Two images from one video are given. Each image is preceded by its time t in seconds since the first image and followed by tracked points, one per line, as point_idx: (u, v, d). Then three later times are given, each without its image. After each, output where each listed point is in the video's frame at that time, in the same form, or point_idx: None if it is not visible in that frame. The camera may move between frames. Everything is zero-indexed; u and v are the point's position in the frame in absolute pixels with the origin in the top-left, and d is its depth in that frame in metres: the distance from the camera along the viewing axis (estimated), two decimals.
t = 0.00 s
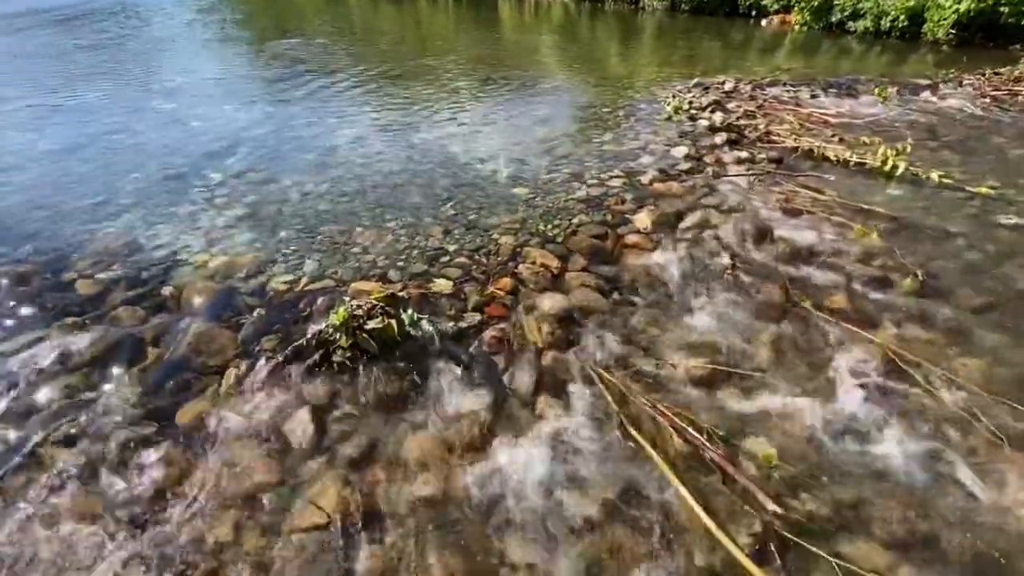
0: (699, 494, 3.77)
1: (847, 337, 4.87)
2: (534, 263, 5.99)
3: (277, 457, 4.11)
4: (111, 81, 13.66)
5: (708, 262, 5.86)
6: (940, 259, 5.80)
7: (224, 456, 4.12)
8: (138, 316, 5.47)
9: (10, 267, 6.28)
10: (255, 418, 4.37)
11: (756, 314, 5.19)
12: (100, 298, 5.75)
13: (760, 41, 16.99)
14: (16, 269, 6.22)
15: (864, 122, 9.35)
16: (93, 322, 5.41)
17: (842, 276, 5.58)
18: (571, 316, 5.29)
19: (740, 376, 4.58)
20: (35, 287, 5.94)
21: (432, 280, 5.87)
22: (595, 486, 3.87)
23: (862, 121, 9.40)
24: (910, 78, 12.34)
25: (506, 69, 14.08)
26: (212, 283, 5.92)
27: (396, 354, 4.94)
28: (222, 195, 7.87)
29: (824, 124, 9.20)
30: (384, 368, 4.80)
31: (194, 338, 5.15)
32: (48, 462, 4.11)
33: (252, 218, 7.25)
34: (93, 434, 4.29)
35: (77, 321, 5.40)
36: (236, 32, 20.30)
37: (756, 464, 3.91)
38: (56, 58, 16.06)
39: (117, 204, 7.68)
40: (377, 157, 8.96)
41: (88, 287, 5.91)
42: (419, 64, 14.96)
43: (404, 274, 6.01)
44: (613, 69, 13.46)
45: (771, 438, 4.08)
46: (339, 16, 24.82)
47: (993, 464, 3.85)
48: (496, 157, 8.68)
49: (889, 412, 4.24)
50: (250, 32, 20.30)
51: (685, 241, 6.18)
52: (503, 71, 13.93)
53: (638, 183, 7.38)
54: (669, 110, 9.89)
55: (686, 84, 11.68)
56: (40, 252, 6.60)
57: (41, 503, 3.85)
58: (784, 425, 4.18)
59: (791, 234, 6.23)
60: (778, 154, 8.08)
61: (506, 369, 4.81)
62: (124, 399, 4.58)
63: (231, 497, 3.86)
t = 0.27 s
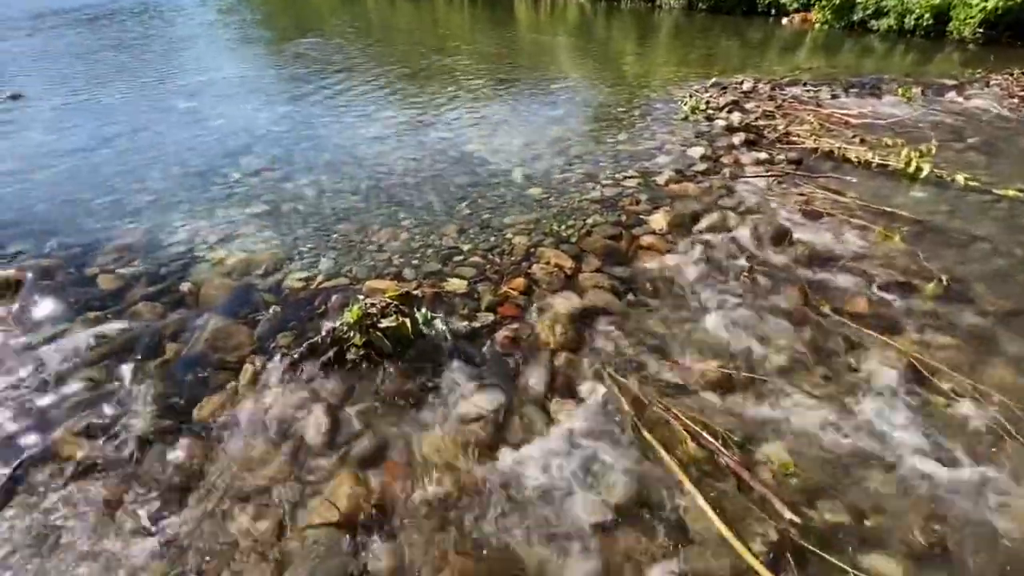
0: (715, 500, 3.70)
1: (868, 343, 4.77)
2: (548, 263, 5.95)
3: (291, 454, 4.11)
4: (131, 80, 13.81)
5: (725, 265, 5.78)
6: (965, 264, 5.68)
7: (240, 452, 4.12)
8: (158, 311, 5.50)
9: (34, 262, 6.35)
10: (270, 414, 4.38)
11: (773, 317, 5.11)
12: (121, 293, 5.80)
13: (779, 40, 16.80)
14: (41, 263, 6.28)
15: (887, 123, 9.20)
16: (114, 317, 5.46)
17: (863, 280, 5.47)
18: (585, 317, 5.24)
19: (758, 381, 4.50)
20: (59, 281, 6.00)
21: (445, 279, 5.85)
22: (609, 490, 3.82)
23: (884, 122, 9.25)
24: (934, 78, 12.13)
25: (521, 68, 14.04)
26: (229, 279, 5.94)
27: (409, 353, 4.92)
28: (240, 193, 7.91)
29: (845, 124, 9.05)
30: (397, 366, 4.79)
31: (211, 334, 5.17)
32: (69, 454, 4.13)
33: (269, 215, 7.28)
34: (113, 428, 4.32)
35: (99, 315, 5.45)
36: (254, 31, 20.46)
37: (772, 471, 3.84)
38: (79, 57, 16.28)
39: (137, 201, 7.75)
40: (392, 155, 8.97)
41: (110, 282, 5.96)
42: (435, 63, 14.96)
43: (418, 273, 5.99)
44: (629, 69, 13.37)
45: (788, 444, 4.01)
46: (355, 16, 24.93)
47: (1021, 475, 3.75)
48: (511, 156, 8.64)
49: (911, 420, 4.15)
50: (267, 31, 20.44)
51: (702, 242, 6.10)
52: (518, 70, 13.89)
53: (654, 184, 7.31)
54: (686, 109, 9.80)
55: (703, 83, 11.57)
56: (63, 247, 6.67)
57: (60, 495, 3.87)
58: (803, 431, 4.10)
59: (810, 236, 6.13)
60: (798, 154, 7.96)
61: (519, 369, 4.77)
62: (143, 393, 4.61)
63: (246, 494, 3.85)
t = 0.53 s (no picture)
0: (734, 513, 3.62)
1: (893, 354, 4.66)
2: (565, 267, 5.91)
3: (308, 455, 4.10)
4: (157, 83, 14.03)
5: (745, 272, 5.69)
6: (995, 275, 5.54)
7: (259, 451, 4.12)
8: (181, 310, 5.55)
9: (64, 260, 6.44)
10: (288, 415, 4.38)
11: (794, 326, 5.02)
12: (146, 292, 5.86)
13: (802, 44, 16.59)
14: (69, 261, 6.38)
15: (914, 129, 9.02)
16: (139, 315, 5.52)
17: (888, 290, 5.35)
18: (602, 322, 5.19)
19: (778, 392, 4.41)
20: (87, 279, 6.07)
21: (461, 283, 5.82)
22: (626, 500, 3.75)
23: (911, 128, 9.07)
24: (963, 83, 11.90)
25: (539, 72, 14.02)
26: (250, 279, 5.98)
27: (425, 356, 4.89)
28: (262, 194, 7.97)
29: (870, 130, 8.90)
30: (414, 369, 4.77)
31: (231, 333, 5.19)
32: (94, 450, 4.17)
33: (290, 217, 7.32)
34: (137, 425, 4.35)
35: (125, 313, 5.52)
36: (275, 36, 20.70)
37: (793, 485, 3.75)
38: (106, 60, 16.58)
39: (161, 202, 7.84)
40: (410, 159, 8.98)
41: (135, 280, 6.03)
42: (452, 67, 15.00)
43: (435, 276, 5.98)
44: (648, 73, 13.30)
45: (807, 457, 3.92)
46: (375, 20, 25.10)
47: None
48: (529, 160, 8.61)
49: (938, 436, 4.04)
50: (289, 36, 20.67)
51: (721, 249, 6.02)
52: (536, 74, 13.88)
53: (673, 189, 7.23)
54: (706, 114, 9.71)
55: (724, 88, 11.46)
56: (92, 246, 6.77)
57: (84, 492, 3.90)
58: (823, 443, 4.01)
59: (833, 244, 6.03)
60: (821, 160, 7.83)
61: (535, 375, 4.72)
62: (166, 390, 4.65)
63: (263, 493, 3.85)
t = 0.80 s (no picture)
0: (755, 530, 3.52)
1: (924, 371, 4.52)
2: (585, 276, 5.85)
3: (328, 459, 4.08)
4: (187, 90, 14.28)
5: (770, 284, 5.58)
6: None
7: (281, 454, 4.12)
8: (208, 312, 5.59)
9: (98, 261, 6.55)
10: (308, 420, 4.38)
11: (821, 339, 4.90)
12: (176, 293, 5.93)
13: (830, 52, 16.36)
14: (104, 262, 6.48)
15: (947, 139, 8.81)
16: (169, 315, 5.58)
17: (919, 305, 5.21)
18: (624, 332, 5.12)
19: (803, 407, 4.30)
20: (121, 280, 6.16)
21: (480, 290, 5.80)
22: (645, 515, 3.66)
23: (944, 138, 8.86)
24: (998, 92, 11.62)
25: (562, 80, 14.01)
26: (276, 283, 6.01)
27: (444, 363, 4.87)
28: (288, 199, 8.04)
29: (900, 140, 8.71)
30: (433, 375, 4.74)
31: (257, 335, 5.22)
32: (122, 449, 4.20)
33: (314, 222, 7.37)
34: (164, 425, 4.38)
35: (155, 313, 5.58)
36: (303, 43, 21.00)
37: (818, 504, 3.64)
38: (139, 67, 16.93)
39: (189, 205, 7.96)
40: (431, 166, 9.00)
41: (166, 282, 6.10)
42: (475, 75, 15.06)
43: (455, 283, 5.96)
44: (671, 81, 13.21)
45: (833, 475, 3.81)
46: (399, 28, 25.38)
47: None
48: (550, 168, 8.58)
49: (971, 458, 3.89)
50: (315, 44, 20.97)
51: (745, 259, 5.91)
52: (559, 82, 13.87)
53: (696, 198, 7.14)
54: (730, 123, 9.60)
55: (749, 96, 11.33)
56: (125, 248, 6.87)
57: (111, 490, 3.92)
58: (851, 462, 3.89)
59: (861, 257, 5.89)
60: (850, 171, 7.68)
61: (554, 384, 4.66)
62: (192, 391, 4.68)
63: (284, 497, 3.84)
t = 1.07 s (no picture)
0: (784, 553, 3.41)
1: (962, 393, 4.37)
2: (609, 286, 5.78)
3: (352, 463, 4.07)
4: (221, 98, 14.59)
5: (800, 297, 5.47)
6: None
7: (308, 457, 4.13)
8: (239, 313, 5.65)
9: (137, 261, 6.68)
10: (331, 424, 4.38)
11: (853, 356, 4.77)
12: (210, 294, 6.01)
13: (863, 62, 16.10)
14: (142, 263, 6.61)
15: (986, 152, 8.58)
16: (201, 316, 5.65)
17: (956, 323, 5.05)
18: (649, 342, 5.05)
19: (834, 426, 4.18)
20: (158, 281, 6.27)
21: (503, 298, 5.77)
22: (669, 532, 3.58)
23: (983, 151, 8.63)
24: None
25: (588, 90, 14.00)
26: (304, 286, 6.06)
27: (467, 370, 4.84)
28: (318, 205, 8.12)
29: (937, 152, 8.49)
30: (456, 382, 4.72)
31: (286, 337, 5.26)
32: (156, 446, 4.25)
33: (342, 227, 7.43)
34: (196, 423, 4.43)
35: (188, 313, 5.66)
36: (333, 53, 21.35)
37: (849, 527, 3.52)
38: (176, 76, 17.35)
39: (221, 209, 8.09)
40: (457, 174, 9.03)
41: (201, 283, 6.18)
42: (502, 84, 15.13)
43: (478, 290, 5.95)
44: (699, 90, 13.12)
45: (866, 497, 3.68)
46: (427, 39, 25.69)
47: None
48: (575, 177, 8.55)
49: (1011, 486, 3.74)
50: (345, 53, 21.30)
51: (774, 272, 5.80)
52: (585, 91, 13.86)
53: (724, 209, 7.04)
54: (759, 134, 9.49)
55: (779, 106, 11.19)
56: (163, 249, 7.00)
57: (145, 486, 3.97)
58: (885, 485, 3.76)
59: (896, 272, 5.73)
60: (884, 183, 7.51)
61: (577, 394, 4.60)
62: (222, 391, 4.72)
63: (310, 499, 3.84)
